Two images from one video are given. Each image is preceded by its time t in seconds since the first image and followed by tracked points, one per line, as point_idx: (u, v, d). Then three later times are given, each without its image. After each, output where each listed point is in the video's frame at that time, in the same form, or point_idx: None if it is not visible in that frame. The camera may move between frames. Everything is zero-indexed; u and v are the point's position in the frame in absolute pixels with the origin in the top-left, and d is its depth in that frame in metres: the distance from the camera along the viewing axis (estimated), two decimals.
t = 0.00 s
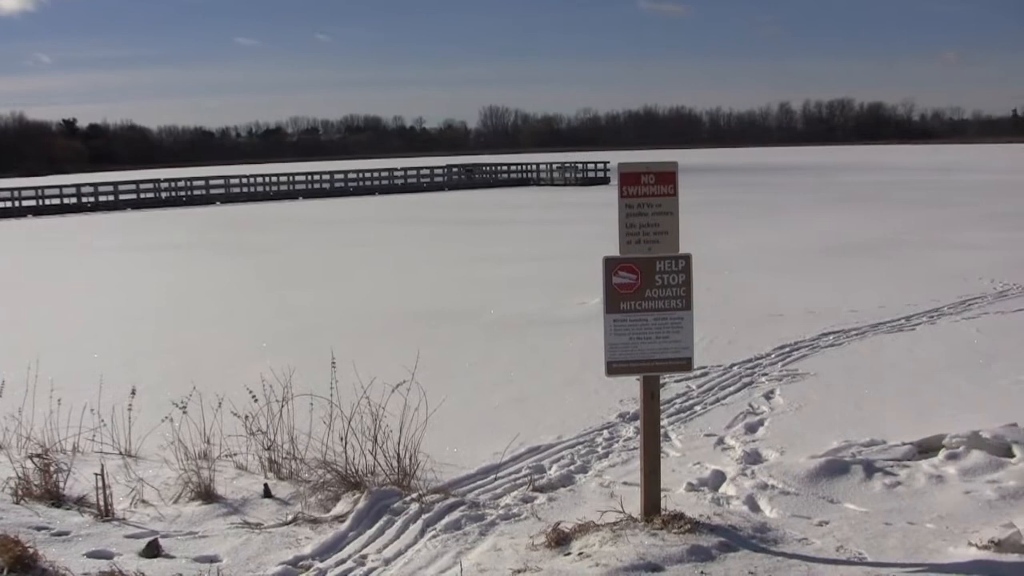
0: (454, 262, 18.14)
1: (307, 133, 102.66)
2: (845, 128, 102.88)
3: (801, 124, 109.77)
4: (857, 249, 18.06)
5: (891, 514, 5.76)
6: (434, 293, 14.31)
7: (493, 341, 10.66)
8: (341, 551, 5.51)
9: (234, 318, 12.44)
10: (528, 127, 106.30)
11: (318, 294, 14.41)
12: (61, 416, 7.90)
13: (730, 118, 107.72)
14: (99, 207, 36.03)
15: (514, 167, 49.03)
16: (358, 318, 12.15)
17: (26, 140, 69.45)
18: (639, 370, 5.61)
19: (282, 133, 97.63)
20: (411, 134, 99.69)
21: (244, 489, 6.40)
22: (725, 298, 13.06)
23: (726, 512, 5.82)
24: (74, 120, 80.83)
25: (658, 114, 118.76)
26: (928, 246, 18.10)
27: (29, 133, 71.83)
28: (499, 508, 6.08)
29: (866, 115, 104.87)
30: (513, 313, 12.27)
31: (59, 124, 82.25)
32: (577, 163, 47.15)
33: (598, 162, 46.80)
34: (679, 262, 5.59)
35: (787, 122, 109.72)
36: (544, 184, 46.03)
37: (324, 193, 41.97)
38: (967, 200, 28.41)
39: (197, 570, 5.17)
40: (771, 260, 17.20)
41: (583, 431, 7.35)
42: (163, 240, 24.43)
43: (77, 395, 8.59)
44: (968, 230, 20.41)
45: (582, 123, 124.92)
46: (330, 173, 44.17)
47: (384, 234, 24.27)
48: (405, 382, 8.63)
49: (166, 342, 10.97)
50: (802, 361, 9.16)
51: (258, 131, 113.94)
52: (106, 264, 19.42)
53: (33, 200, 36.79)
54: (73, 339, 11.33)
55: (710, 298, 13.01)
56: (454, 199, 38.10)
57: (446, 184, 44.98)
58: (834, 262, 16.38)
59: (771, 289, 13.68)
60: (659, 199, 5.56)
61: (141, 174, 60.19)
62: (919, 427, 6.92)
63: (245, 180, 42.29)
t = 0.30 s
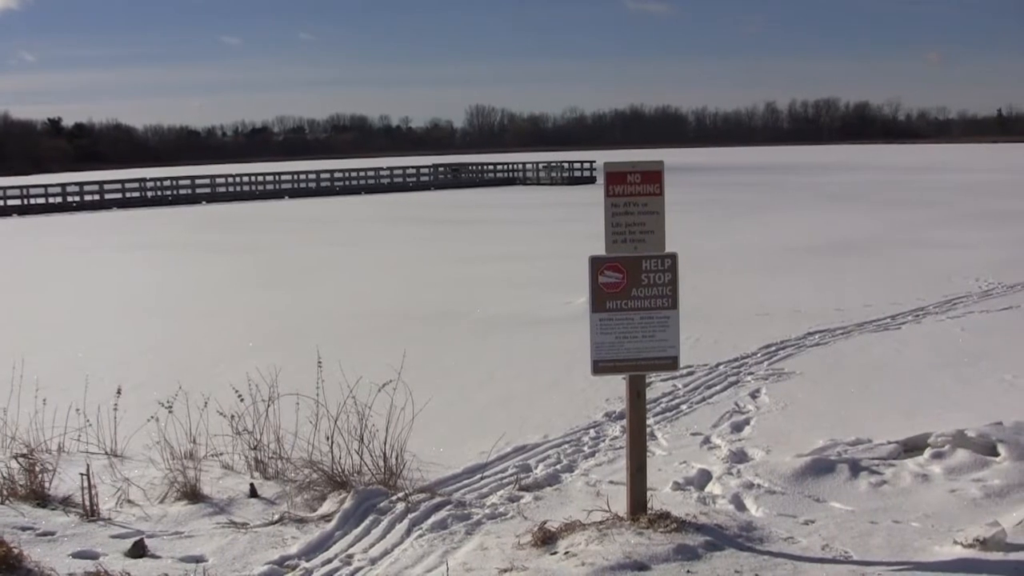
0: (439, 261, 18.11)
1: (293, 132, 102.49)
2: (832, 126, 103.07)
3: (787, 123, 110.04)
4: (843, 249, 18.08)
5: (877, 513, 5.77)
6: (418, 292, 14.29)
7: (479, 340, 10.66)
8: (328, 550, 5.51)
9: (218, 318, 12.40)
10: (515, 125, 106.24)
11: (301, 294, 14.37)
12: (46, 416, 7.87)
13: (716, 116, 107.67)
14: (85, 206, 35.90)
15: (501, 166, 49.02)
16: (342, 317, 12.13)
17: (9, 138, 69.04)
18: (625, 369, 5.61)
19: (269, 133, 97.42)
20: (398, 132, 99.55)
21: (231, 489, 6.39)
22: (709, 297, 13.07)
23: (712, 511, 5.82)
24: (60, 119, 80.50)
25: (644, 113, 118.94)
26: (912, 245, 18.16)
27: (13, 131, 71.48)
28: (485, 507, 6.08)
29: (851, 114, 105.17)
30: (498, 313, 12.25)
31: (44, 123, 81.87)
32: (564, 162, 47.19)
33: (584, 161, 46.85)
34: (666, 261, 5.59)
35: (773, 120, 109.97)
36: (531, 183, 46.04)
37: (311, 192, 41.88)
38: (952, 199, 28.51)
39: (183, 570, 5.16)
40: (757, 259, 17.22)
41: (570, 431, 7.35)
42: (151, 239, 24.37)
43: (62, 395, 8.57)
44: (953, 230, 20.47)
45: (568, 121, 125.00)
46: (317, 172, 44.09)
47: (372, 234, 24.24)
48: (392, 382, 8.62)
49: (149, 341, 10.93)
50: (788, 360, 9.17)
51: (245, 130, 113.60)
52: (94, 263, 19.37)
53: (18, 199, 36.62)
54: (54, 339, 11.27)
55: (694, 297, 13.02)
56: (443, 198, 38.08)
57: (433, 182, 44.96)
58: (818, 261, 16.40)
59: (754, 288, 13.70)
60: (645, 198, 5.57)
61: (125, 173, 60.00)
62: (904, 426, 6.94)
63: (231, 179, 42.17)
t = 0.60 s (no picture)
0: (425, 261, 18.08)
1: (281, 131, 102.25)
2: (818, 125, 103.28)
3: (773, 122, 110.28)
4: (827, 248, 18.12)
5: (863, 512, 5.77)
6: (402, 291, 14.27)
7: (464, 339, 10.66)
8: (315, 550, 5.50)
9: (202, 318, 12.36)
10: (502, 123, 106.12)
11: (284, 294, 14.33)
12: (32, 417, 7.84)
13: (703, 115, 107.76)
14: (70, 206, 35.75)
15: (487, 166, 48.99)
16: (328, 317, 12.11)
17: None
18: (612, 368, 5.61)
19: (256, 132, 97.20)
20: (385, 131, 99.83)
21: (217, 488, 6.37)
22: (694, 296, 13.06)
23: (699, 510, 5.83)
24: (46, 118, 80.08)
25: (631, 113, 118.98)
26: (897, 244, 18.21)
27: None
28: (471, 507, 6.08)
29: (837, 114, 105.39)
30: (482, 313, 12.24)
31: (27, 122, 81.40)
32: (550, 161, 47.20)
33: (570, 160, 46.87)
34: (652, 260, 5.60)
35: (759, 120, 110.19)
36: (518, 183, 46.05)
37: (297, 191, 41.79)
38: (938, 198, 28.63)
39: (169, 570, 5.14)
40: (741, 258, 17.24)
41: (556, 430, 7.35)
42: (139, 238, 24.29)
43: (47, 395, 8.53)
44: (937, 229, 20.54)
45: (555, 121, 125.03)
46: (303, 171, 43.99)
47: (359, 233, 24.21)
48: (378, 381, 8.62)
49: (133, 342, 10.88)
50: (773, 359, 9.19)
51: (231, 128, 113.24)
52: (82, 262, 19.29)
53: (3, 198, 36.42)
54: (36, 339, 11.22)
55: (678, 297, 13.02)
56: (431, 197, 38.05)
57: (419, 181, 44.93)
58: (802, 261, 16.42)
59: (739, 287, 13.71)
60: (632, 197, 5.57)
61: (108, 172, 59.74)
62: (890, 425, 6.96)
63: (217, 179, 42.03)
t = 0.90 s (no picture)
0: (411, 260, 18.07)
1: (266, 130, 102.03)
2: (802, 125, 103.62)
3: (759, 121, 110.65)
4: (811, 247, 18.19)
5: (849, 510, 5.79)
6: (386, 290, 14.26)
7: (451, 338, 10.66)
8: (301, 550, 5.49)
9: (185, 317, 12.31)
10: (489, 122, 106.17)
11: (266, 293, 14.30)
12: (16, 417, 7.80)
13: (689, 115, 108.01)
14: (55, 206, 35.60)
15: (473, 165, 49.00)
16: (312, 316, 12.08)
17: None
18: (599, 368, 5.61)
19: (242, 130, 97.00)
20: (372, 130, 99.69)
21: (203, 488, 6.36)
22: (680, 295, 13.08)
23: (685, 509, 5.83)
24: (30, 116, 79.76)
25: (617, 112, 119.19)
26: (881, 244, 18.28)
27: None
28: (458, 506, 6.08)
29: (823, 113, 105.78)
30: (466, 312, 12.23)
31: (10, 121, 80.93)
32: (536, 161, 47.24)
33: (557, 159, 46.93)
34: (638, 259, 5.60)
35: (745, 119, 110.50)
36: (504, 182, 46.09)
37: (284, 190, 41.70)
38: (922, 197, 28.77)
39: (155, 570, 5.13)
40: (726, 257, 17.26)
41: (543, 429, 7.36)
42: (125, 237, 24.22)
43: (31, 395, 8.49)
44: (921, 228, 20.63)
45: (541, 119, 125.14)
46: (289, 170, 43.90)
47: (345, 232, 24.17)
48: (365, 381, 8.61)
49: (116, 341, 10.83)
50: (760, 358, 9.20)
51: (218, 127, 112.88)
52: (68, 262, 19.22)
53: None
54: (17, 339, 11.15)
55: (664, 296, 13.03)
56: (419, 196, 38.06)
57: (406, 181, 44.92)
58: (786, 260, 16.46)
59: (725, 286, 13.73)
60: (618, 196, 5.57)
61: (91, 172, 59.45)
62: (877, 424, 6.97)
63: (203, 178, 41.88)
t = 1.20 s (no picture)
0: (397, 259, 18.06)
1: (254, 129, 101.91)
2: (789, 125, 103.98)
3: (745, 121, 110.98)
4: (796, 246, 18.26)
5: (836, 509, 5.79)
6: (372, 290, 14.25)
7: (437, 337, 10.67)
8: (288, 549, 5.48)
9: (169, 317, 12.28)
10: (477, 122, 106.24)
11: (248, 293, 14.27)
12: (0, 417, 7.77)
13: (676, 115, 108.31)
14: (41, 205, 35.47)
15: (460, 164, 49.01)
16: (297, 316, 12.07)
17: None
18: (586, 367, 5.61)
19: (229, 129, 96.82)
20: (360, 130, 99.60)
21: (189, 488, 6.34)
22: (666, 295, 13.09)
23: (671, 508, 5.83)
24: (15, 116, 79.43)
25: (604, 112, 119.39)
26: (865, 242, 18.36)
27: None
28: (445, 505, 6.08)
29: (809, 113, 106.17)
30: (451, 311, 12.23)
31: None
32: (523, 160, 47.28)
33: (544, 159, 46.98)
34: (625, 258, 5.61)
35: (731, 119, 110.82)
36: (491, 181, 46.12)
37: (271, 190, 41.63)
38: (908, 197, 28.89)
39: (141, 570, 5.12)
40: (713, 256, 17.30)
41: (529, 428, 7.36)
42: (112, 237, 24.14)
43: (16, 396, 8.46)
44: (906, 227, 20.72)
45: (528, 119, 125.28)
46: (276, 170, 43.83)
47: (331, 232, 24.16)
48: (351, 380, 8.61)
49: (100, 341, 10.79)
50: (747, 357, 9.21)
51: (205, 126, 112.62)
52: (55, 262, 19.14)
53: None
54: None
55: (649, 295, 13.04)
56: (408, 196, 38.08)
57: (393, 181, 44.94)
58: (771, 259, 16.51)
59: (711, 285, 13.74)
60: (604, 195, 5.57)
61: (75, 171, 59.22)
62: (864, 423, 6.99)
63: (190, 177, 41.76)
